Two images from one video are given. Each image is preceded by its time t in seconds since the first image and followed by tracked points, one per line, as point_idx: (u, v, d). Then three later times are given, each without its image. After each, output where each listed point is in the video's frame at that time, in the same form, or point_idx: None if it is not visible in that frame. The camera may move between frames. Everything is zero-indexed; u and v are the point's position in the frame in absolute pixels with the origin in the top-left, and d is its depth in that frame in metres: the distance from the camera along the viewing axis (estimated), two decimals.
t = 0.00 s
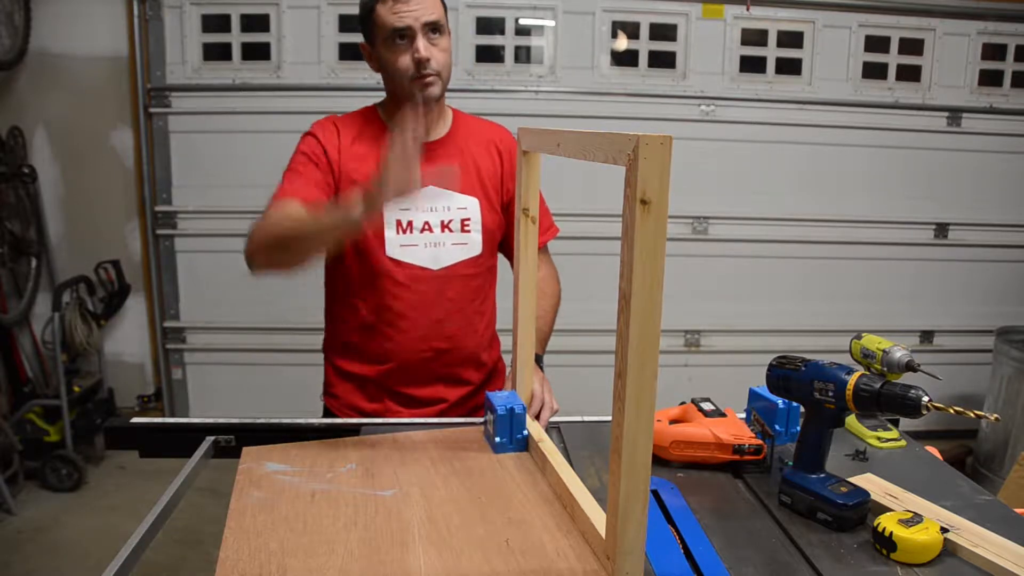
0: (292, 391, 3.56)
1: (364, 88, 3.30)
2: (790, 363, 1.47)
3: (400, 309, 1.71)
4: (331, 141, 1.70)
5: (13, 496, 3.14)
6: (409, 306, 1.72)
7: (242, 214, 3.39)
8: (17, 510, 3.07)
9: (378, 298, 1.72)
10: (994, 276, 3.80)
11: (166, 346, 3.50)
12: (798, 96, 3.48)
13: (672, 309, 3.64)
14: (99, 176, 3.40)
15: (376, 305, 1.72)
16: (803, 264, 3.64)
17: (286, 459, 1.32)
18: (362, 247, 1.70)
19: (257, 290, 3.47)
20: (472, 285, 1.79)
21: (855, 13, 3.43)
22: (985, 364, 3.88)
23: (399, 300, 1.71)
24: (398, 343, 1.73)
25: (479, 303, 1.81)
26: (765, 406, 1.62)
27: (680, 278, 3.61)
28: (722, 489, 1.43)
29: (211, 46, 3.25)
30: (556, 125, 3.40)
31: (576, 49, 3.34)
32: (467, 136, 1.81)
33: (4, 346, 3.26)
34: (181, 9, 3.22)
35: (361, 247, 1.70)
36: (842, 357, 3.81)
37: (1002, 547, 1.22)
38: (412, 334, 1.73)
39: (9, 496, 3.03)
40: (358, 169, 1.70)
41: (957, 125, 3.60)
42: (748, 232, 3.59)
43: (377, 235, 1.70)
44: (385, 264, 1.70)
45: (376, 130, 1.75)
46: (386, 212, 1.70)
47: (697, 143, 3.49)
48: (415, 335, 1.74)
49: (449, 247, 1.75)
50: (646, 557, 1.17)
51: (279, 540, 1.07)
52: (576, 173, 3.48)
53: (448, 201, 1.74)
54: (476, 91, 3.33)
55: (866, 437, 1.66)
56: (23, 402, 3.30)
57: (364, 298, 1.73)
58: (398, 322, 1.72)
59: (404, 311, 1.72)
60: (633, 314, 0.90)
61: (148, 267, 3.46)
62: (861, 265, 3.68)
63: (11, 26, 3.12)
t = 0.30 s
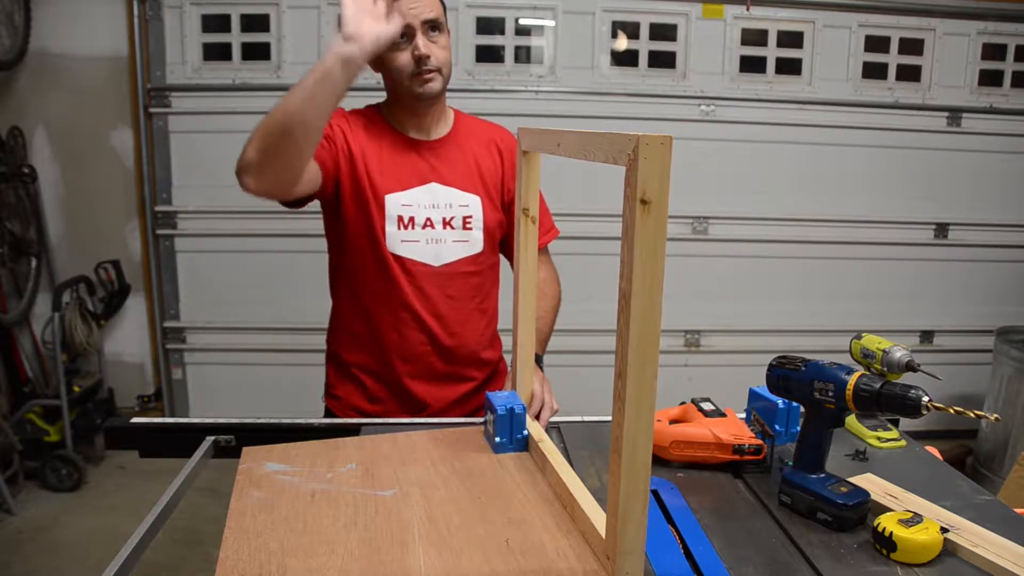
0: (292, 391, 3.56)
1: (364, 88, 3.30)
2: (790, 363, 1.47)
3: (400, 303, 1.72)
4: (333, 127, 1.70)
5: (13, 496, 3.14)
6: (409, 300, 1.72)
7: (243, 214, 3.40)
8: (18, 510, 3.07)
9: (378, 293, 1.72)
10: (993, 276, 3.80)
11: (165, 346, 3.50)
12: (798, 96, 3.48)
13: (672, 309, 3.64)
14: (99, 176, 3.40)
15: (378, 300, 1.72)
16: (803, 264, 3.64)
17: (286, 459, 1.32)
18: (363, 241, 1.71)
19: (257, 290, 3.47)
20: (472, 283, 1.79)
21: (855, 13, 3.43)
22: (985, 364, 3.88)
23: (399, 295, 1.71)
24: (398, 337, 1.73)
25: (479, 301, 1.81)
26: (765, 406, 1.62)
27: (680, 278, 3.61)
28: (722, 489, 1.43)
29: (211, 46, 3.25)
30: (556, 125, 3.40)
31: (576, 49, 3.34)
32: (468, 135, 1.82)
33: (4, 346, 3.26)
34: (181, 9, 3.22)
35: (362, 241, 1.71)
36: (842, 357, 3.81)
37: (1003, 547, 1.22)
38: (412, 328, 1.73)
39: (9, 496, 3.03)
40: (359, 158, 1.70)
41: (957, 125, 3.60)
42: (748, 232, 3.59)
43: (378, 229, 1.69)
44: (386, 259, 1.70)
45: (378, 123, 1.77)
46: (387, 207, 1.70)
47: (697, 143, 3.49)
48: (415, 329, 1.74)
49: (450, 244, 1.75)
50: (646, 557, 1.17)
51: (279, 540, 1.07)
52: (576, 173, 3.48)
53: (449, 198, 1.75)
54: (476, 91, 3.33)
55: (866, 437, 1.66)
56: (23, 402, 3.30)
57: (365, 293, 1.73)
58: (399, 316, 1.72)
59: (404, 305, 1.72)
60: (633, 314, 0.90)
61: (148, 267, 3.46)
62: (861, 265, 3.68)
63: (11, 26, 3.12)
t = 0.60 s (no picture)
0: (292, 391, 3.56)
1: (364, 88, 3.30)
2: (790, 363, 1.47)
3: (401, 302, 1.72)
4: (334, 122, 1.71)
5: (13, 496, 3.14)
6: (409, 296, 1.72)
7: (243, 215, 3.40)
8: (17, 510, 3.07)
9: (379, 291, 1.72)
10: (993, 276, 3.80)
11: (166, 346, 3.51)
12: (798, 96, 3.48)
13: (672, 309, 3.64)
14: (99, 176, 3.40)
15: (378, 297, 1.72)
16: (803, 264, 3.64)
17: (285, 459, 1.32)
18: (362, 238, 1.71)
19: (257, 290, 3.47)
20: (472, 282, 1.79)
21: (855, 13, 3.43)
22: (985, 364, 3.88)
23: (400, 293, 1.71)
24: (397, 334, 1.73)
25: (479, 300, 1.81)
26: (765, 406, 1.62)
27: (680, 278, 3.61)
28: (722, 489, 1.43)
29: (211, 46, 3.25)
30: (556, 125, 3.40)
31: (576, 49, 3.34)
32: (470, 135, 1.82)
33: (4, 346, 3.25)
34: (181, 9, 3.22)
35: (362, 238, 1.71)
36: (842, 357, 3.81)
37: (1002, 547, 1.22)
38: (412, 325, 1.73)
39: (9, 496, 3.03)
40: (359, 153, 1.71)
41: (957, 126, 3.60)
42: (748, 232, 3.59)
43: (378, 226, 1.70)
44: (385, 256, 1.70)
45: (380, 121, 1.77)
46: (387, 204, 1.70)
47: (697, 143, 3.49)
48: (414, 326, 1.74)
49: (451, 242, 1.75)
50: (646, 557, 1.17)
51: (279, 540, 1.07)
52: (576, 173, 3.48)
53: (450, 196, 1.75)
54: (476, 91, 3.33)
55: (866, 437, 1.66)
56: (23, 402, 3.30)
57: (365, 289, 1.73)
58: (399, 315, 1.73)
59: (403, 302, 1.72)
60: (633, 313, 0.90)
61: (148, 267, 3.46)
62: (861, 265, 3.68)
63: (11, 26, 3.12)
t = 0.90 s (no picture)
0: (292, 391, 3.56)
1: (364, 88, 3.30)
2: (790, 363, 1.47)
3: (400, 302, 1.72)
4: (334, 122, 1.72)
5: (13, 496, 3.14)
6: (410, 295, 1.72)
7: (243, 214, 3.40)
8: (17, 510, 3.07)
9: (378, 291, 1.72)
10: (993, 276, 3.80)
11: (165, 346, 3.51)
12: (798, 96, 3.48)
13: (672, 309, 3.64)
14: (99, 176, 3.40)
15: (377, 296, 1.72)
16: (803, 264, 3.64)
17: (285, 459, 1.32)
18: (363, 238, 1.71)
19: (257, 290, 3.47)
20: (472, 282, 1.79)
21: (855, 13, 3.43)
22: (985, 364, 3.88)
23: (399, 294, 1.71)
24: (397, 334, 1.73)
25: (479, 300, 1.81)
26: (765, 406, 1.62)
27: (680, 278, 3.61)
28: (722, 489, 1.43)
29: (211, 46, 3.25)
30: (556, 125, 3.40)
31: (576, 49, 3.34)
32: (470, 136, 1.82)
33: (4, 346, 3.25)
34: (181, 9, 3.22)
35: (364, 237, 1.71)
36: (842, 357, 3.81)
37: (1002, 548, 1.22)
38: (412, 325, 1.73)
39: (9, 496, 3.03)
40: (358, 152, 1.71)
41: (957, 125, 3.60)
42: (748, 232, 3.59)
43: (378, 227, 1.70)
44: (385, 256, 1.70)
45: (382, 121, 1.78)
46: (387, 204, 1.70)
47: (697, 143, 3.49)
48: (414, 326, 1.74)
49: (450, 243, 1.75)
50: (646, 557, 1.17)
51: (279, 540, 1.07)
52: (576, 172, 3.48)
53: (450, 196, 1.75)
54: (476, 91, 3.33)
55: (866, 437, 1.66)
56: (23, 402, 3.30)
57: (364, 289, 1.73)
58: (398, 315, 1.73)
59: (403, 301, 1.72)
60: (633, 313, 0.90)
61: (148, 267, 3.46)
62: (861, 265, 3.68)
63: (11, 26, 3.12)
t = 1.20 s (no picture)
0: (292, 391, 3.56)
1: (363, 88, 3.29)
2: (790, 363, 1.47)
3: (400, 303, 1.72)
4: (334, 122, 1.72)
5: (13, 496, 3.14)
6: (409, 294, 1.71)
7: (243, 214, 3.40)
8: (17, 510, 3.07)
9: (378, 292, 1.72)
10: (993, 276, 3.80)
11: (166, 346, 3.51)
12: (798, 96, 3.48)
13: (672, 309, 3.64)
14: (99, 176, 3.40)
15: (378, 295, 1.72)
16: (803, 264, 3.64)
17: (285, 459, 1.32)
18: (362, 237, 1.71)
19: (257, 290, 3.47)
20: (472, 282, 1.79)
21: (855, 13, 3.43)
22: (985, 364, 3.88)
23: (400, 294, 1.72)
24: (397, 335, 1.73)
25: (479, 300, 1.81)
26: (765, 405, 1.62)
27: (680, 278, 3.61)
28: (722, 489, 1.43)
29: (211, 46, 3.25)
30: (556, 124, 3.40)
31: (576, 49, 3.34)
32: (470, 136, 1.82)
33: (4, 346, 3.25)
34: (181, 9, 3.22)
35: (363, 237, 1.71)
36: (842, 357, 3.81)
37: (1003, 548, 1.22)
38: (412, 325, 1.73)
39: (9, 496, 3.03)
40: (357, 151, 1.71)
41: (957, 125, 3.61)
42: (748, 232, 3.59)
43: (378, 227, 1.70)
44: (385, 256, 1.70)
45: (381, 120, 1.78)
46: (387, 205, 1.70)
47: (697, 143, 3.49)
48: (415, 326, 1.74)
49: (451, 244, 1.75)
50: (646, 557, 1.17)
51: (279, 540, 1.07)
52: (576, 172, 3.48)
53: (450, 197, 1.75)
54: (476, 91, 3.33)
55: (866, 437, 1.66)
56: (23, 402, 3.30)
57: (365, 288, 1.73)
58: (399, 315, 1.73)
59: (404, 301, 1.72)
60: (633, 313, 0.90)
61: (148, 267, 3.46)
62: (861, 265, 3.68)
63: (11, 26, 3.12)
